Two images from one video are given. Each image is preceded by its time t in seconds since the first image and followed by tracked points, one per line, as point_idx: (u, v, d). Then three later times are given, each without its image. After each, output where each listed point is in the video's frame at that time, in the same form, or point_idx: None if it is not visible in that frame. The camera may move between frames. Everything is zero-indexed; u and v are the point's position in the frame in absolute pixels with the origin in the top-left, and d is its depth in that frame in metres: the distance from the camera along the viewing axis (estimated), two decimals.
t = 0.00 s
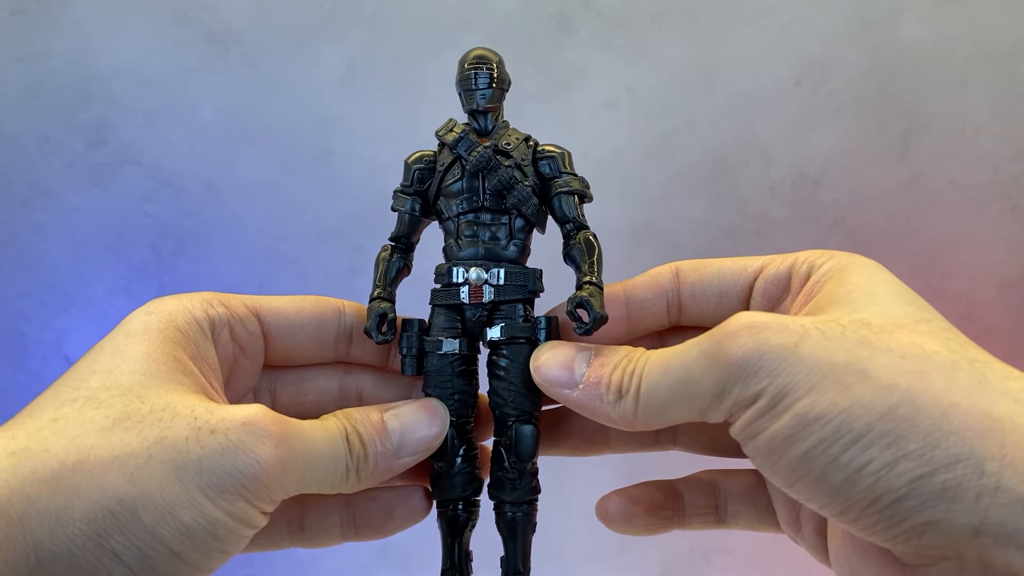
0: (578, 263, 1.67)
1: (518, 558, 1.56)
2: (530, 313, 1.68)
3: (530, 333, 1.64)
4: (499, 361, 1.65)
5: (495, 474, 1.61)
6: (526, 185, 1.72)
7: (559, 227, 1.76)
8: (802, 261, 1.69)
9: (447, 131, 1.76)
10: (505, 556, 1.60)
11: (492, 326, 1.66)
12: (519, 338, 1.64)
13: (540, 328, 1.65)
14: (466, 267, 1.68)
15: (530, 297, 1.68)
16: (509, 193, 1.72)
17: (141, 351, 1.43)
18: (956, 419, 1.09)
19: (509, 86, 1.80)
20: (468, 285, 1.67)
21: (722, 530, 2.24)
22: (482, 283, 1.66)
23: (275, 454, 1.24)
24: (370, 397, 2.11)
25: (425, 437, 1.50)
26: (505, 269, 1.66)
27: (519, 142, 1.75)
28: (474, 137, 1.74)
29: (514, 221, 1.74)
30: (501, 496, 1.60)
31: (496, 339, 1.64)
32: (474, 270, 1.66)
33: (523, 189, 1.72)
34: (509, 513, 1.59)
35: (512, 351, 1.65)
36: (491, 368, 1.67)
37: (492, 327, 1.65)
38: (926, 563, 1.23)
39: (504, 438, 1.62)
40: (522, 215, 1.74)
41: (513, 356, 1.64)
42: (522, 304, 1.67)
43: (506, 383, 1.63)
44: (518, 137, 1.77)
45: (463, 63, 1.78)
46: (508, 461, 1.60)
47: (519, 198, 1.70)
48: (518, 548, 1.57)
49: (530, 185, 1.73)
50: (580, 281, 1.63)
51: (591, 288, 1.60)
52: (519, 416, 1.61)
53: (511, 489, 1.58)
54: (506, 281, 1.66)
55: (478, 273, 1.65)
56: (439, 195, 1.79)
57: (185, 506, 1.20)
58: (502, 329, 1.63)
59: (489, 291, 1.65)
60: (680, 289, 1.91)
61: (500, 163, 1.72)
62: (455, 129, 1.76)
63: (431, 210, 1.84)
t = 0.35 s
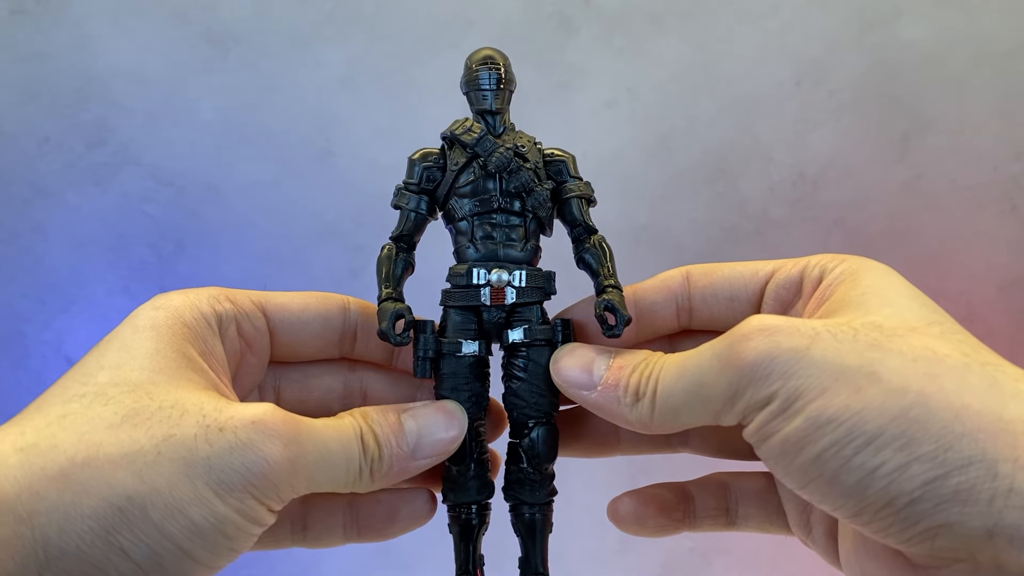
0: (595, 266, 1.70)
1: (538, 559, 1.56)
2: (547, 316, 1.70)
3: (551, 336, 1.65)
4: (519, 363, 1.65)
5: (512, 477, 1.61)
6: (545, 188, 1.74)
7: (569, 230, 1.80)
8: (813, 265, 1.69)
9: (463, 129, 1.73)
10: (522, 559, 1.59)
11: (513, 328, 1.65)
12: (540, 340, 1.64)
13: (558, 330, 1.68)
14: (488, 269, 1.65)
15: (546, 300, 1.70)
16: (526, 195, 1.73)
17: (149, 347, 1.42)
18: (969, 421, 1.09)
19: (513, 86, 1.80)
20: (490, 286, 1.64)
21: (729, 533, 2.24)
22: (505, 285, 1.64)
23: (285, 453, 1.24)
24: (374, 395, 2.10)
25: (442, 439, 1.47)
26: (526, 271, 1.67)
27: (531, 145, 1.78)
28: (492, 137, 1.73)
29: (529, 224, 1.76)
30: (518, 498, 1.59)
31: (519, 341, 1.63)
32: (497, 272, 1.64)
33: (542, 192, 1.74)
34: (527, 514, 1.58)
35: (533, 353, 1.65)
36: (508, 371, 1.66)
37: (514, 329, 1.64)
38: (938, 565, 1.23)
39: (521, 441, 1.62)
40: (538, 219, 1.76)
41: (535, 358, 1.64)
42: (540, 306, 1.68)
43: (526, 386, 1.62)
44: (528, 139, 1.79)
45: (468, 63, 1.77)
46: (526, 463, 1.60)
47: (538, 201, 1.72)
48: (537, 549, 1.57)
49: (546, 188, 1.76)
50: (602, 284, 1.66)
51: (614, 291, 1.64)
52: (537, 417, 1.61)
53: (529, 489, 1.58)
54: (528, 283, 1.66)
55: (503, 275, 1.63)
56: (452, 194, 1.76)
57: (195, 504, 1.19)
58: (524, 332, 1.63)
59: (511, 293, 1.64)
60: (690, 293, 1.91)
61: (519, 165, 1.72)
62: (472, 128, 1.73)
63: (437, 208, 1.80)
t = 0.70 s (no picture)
0: (594, 281, 1.72)
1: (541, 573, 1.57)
2: (546, 330, 1.73)
3: (552, 350, 1.66)
4: (522, 378, 1.65)
5: (513, 492, 1.61)
6: (545, 204, 1.76)
7: (564, 245, 1.81)
8: (808, 282, 1.70)
9: (466, 142, 1.73)
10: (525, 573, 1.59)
11: (516, 343, 1.66)
12: (543, 355, 1.65)
13: (559, 345, 1.69)
14: (492, 284, 1.66)
15: (545, 314, 1.72)
16: (526, 210, 1.75)
17: (149, 359, 1.43)
18: (960, 439, 1.10)
19: (509, 99, 1.81)
20: (495, 301, 1.64)
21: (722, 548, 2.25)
22: (510, 300, 1.65)
23: (285, 468, 1.24)
24: (369, 406, 2.11)
25: (445, 455, 1.48)
26: (529, 286, 1.68)
27: (529, 160, 1.79)
28: (495, 151, 1.73)
29: (528, 238, 1.77)
30: (520, 513, 1.60)
31: (523, 356, 1.64)
32: (502, 287, 1.64)
33: (542, 208, 1.76)
34: (530, 528, 1.58)
35: (535, 368, 1.66)
36: (510, 386, 1.67)
37: (517, 344, 1.65)
38: None
39: (523, 456, 1.62)
40: (536, 233, 1.78)
41: (538, 373, 1.66)
42: (540, 321, 1.70)
43: (529, 402, 1.63)
44: (525, 154, 1.81)
45: (464, 76, 1.78)
46: (527, 478, 1.61)
47: (540, 216, 1.74)
48: (540, 563, 1.58)
49: (545, 204, 1.78)
50: (602, 300, 1.67)
51: (614, 307, 1.65)
52: (538, 432, 1.62)
53: (531, 504, 1.59)
54: (531, 299, 1.67)
55: (509, 290, 1.64)
56: (451, 207, 1.76)
57: (194, 518, 1.20)
58: (527, 347, 1.64)
59: (515, 308, 1.65)
60: (686, 308, 1.92)
61: (522, 180, 1.73)
62: (474, 141, 1.73)
63: (433, 220, 1.80)
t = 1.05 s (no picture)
0: (582, 268, 1.69)
1: (536, 563, 1.54)
2: (535, 318, 1.69)
3: (540, 338, 1.64)
4: (509, 366, 1.63)
5: (505, 481, 1.59)
6: (532, 192, 1.73)
7: (553, 235, 1.78)
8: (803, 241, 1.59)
9: (449, 134, 1.71)
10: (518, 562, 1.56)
11: (503, 332, 1.63)
12: (530, 343, 1.63)
13: (547, 332, 1.67)
14: (477, 273, 1.63)
15: (534, 303, 1.69)
16: (513, 199, 1.72)
17: (137, 360, 1.39)
18: None
19: (496, 92, 1.78)
20: (480, 290, 1.62)
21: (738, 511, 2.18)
22: (495, 288, 1.62)
23: (274, 466, 1.22)
24: (360, 401, 2.08)
25: (432, 445, 1.44)
26: (515, 274, 1.65)
27: (516, 150, 1.77)
28: (479, 142, 1.71)
29: (516, 228, 1.74)
30: (512, 502, 1.57)
31: (509, 345, 1.62)
32: (487, 275, 1.62)
33: (529, 197, 1.72)
34: (523, 517, 1.56)
35: (523, 356, 1.63)
36: (499, 375, 1.65)
37: (504, 333, 1.63)
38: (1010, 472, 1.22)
39: (514, 444, 1.60)
40: (524, 224, 1.75)
41: (527, 361, 1.63)
42: (528, 309, 1.67)
43: (518, 390, 1.61)
44: (512, 144, 1.78)
45: (450, 70, 1.76)
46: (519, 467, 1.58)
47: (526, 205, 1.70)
48: (534, 553, 1.55)
49: (532, 192, 1.75)
50: (590, 287, 1.65)
51: (602, 293, 1.63)
52: (528, 420, 1.60)
53: (523, 492, 1.56)
54: (517, 286, 1.64)
55: (493, 279, 1.61)
56: (438, 199, 1.73)
57: (184, 520, 1.18)
58: (514, 335, 1.62)
59: (501, 296, 1.62)
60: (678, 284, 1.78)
61: (507, 169, 1.71)
62: (458, 133, 1.72)
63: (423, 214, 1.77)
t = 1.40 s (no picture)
0: (580, 273, 1.70)
1: (536, 564, 1.54)
2: (534, 323, 1.71)
3: (539, 341, 1.65)
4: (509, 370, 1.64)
5: (505, 484, 1.60)
6: (529, 199, 1.74)
7: (551, 241, 1.79)
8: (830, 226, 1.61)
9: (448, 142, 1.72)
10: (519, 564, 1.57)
11: (502, 335, 1.64)
12: (530, 346, 1.64)
13: (546, 336, 1.67)
14: (477, 278, 1.64)
15: (533, 307, 1.70)
16: (511, 206, 1.73)
17: (140, 366, 1.40)
18: None
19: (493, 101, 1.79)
20: (479, 294, 1.63)
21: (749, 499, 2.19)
22: (494, 293, 1.63)
23: (277, 469, 1.23)
24: (360, 406, 2.08)
25: (433, 447, 1.44)
26: (515, 278, 1.66)
27: (513, 158, 1.78)
28: (476, 150, 1.72)
29: (514, 234, 1.74)
30: (512, 504, 1.58)
31: (508, 348, 1.63)
32: (486, 280, 1.62)
33: (527, 203, 1.73)
34: (524, 520, 1.56)
35: (523, 360, 1.64)
36: (499, 379, 1.65)
37: (504, 336, 1.64)
38: None
39: (514, 447, 1.61)
40: (522, 231, 1.75)
41: (527, 365, 1.64)
42: (526, 313, 1.68)
43: (518, 393, 1.62)
44: (509, 152, 1.79)
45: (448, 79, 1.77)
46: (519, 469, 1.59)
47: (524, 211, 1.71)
48: (535, 554, 1.55)
49: (530, 199, 1.76)
50: (588, 292, 1.66)
51: (600, 298, 1.64)
52: (528, 422, 1.60)
53: (523, 495, 1.57)
54: (517, 291, 1.65)
55: (492, 283, 1.62)
56: (437, 206, 1.74)
57: (187, 524, 1.19)
58: (513, 338, 1.63)
59: (501, 301, 1.63)
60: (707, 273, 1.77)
61: (505, 176, 1.72)
62: (456, 141, 1.72)
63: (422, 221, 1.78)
